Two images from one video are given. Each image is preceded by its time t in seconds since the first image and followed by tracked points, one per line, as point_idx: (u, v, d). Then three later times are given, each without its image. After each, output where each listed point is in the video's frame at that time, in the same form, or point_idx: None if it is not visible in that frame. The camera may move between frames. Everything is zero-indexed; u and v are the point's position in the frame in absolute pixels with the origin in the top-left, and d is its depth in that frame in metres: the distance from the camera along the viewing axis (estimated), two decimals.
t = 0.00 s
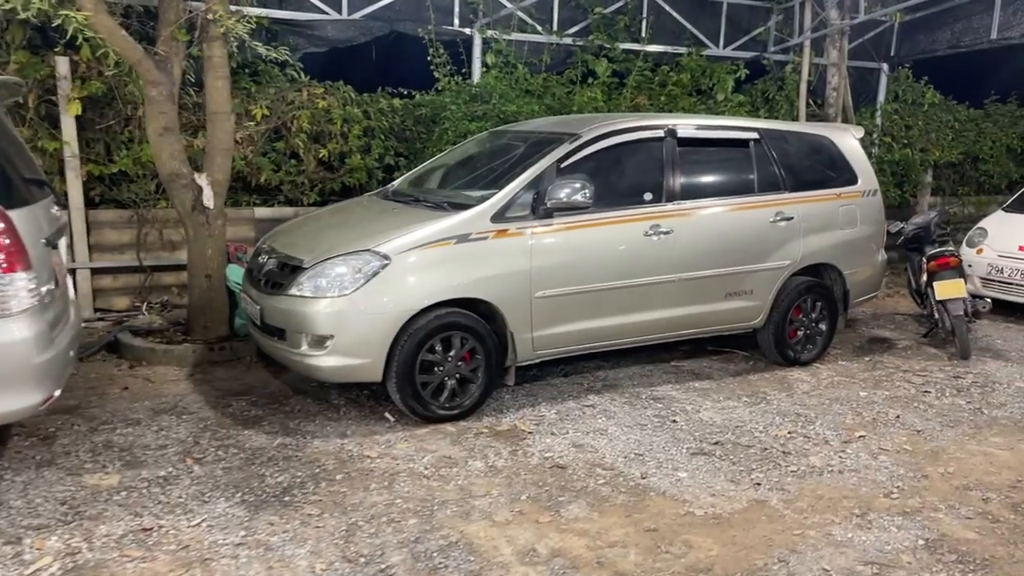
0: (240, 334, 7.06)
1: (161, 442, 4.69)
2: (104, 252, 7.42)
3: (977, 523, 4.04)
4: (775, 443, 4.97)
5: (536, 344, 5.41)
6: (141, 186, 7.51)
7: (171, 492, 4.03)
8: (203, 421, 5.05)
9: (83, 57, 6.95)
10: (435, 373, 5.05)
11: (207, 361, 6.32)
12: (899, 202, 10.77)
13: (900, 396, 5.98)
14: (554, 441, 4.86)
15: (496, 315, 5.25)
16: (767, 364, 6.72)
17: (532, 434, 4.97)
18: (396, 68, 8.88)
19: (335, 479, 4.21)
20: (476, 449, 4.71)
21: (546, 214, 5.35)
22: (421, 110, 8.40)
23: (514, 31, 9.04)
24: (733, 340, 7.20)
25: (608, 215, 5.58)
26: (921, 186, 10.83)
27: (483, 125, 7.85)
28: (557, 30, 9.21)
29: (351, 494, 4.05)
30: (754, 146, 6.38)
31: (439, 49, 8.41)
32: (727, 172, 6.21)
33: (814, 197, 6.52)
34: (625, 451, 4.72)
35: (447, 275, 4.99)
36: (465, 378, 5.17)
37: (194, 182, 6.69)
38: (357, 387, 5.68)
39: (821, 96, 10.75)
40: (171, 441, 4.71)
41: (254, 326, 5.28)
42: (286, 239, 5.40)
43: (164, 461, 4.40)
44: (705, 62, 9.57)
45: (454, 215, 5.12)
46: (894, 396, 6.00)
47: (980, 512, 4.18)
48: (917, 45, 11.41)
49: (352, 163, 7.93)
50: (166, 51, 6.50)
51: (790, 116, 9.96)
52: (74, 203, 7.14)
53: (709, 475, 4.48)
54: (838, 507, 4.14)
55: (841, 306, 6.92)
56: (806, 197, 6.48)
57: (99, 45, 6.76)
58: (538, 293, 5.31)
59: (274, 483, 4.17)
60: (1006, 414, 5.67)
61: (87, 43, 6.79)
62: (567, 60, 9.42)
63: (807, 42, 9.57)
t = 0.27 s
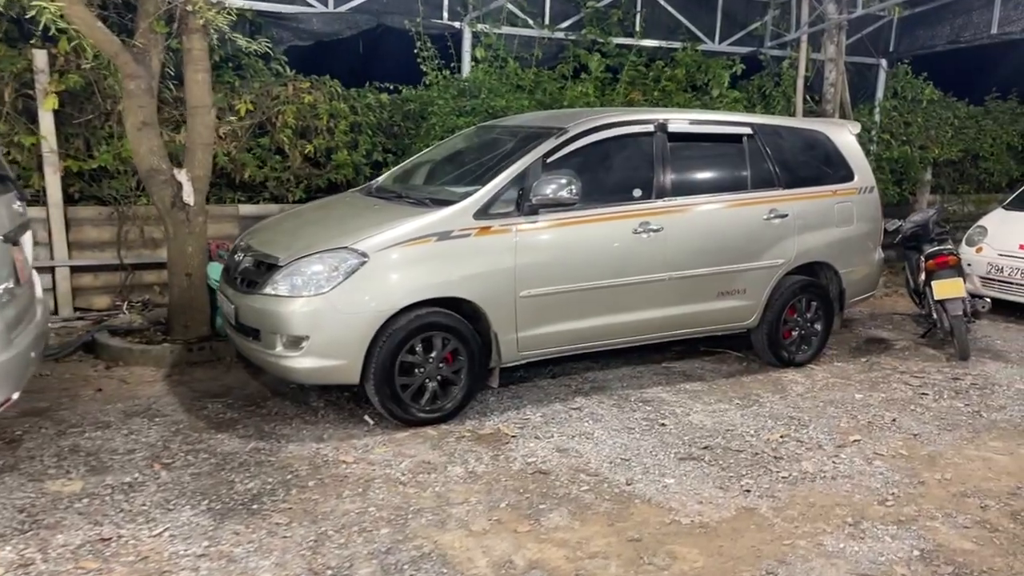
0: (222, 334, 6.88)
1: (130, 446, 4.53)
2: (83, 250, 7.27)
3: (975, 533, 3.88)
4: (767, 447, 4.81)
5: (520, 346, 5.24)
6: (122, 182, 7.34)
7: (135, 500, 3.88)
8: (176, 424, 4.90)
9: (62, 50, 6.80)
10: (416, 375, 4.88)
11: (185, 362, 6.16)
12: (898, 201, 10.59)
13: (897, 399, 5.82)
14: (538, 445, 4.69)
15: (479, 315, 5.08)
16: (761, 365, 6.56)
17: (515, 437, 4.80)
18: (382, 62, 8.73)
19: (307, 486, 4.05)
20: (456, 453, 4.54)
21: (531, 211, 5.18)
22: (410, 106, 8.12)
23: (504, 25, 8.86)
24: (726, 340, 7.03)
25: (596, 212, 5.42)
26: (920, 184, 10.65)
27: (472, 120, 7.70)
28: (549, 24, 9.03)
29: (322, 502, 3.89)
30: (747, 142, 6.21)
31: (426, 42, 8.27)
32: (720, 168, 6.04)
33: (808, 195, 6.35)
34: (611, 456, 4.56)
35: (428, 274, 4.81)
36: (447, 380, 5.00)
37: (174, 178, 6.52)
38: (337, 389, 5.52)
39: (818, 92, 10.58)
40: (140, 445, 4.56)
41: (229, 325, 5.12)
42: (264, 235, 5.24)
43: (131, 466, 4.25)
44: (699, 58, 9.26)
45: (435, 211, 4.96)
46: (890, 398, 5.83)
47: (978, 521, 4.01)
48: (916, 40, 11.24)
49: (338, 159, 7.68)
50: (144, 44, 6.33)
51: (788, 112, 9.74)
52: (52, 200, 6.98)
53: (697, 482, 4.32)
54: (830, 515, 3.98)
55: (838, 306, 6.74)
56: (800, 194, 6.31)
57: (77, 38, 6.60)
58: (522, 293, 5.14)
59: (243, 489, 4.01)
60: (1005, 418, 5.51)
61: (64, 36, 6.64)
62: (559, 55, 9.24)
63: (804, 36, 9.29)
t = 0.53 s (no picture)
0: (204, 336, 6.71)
1: (99, 454, 4.36)
2: (63, 249, 7.09)
3: (978, 549, 3.70)
4: (762, 456, 4.62)
5: (508, 350, 5.05)
6: (103, 180, 7.16)
7: (98, 513, 3.71)
8: (149, 430, 4.72)
9: (40, 45, 6.63)
10: (398, 380, 4.70)
11: (163, 365, 5.98)
12: (899, 200, 10.40)
13: (897, 405, 5.63)
14: (524, 453, 4.50)
15: (464, 318, 4.90)
16: (758, 369, 6.37)
17: (501, 445, 4.61)
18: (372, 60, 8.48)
19: (279, 498, 3.88)
20: (438, 461, 4.36)
21: (518, 209, 5.00)
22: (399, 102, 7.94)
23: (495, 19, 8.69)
24: (722, 343, 6.85)
25: (586, 211, 5.23)
26: (921, 183, 10.48)
27: (461, 117, 7.54)
28: (543, 19, 8.82)
29: (294, 515, 3.72)
30: (743, 139, 6.02)
31: (415, 37, 8.08)
32: (715, 166, 5.85)
33: (807, 193, 6.16)
34: (599, 465, 4.38)
35: (411, 275, 4.63)
36: (431, 385, 4.81)
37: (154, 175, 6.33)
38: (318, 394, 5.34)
39: (818, 89, 10.40)
40: (109, 453, 4.39)
41: (206, 328, 4.94)
42: (243, 235, 5.06)
43: (97, 476, 4.09)
44: (695, 55, 9.05)
45: (418, 210, 4.77)
46: (890, 404, 5.65)
47: (982, 536, 3.83)
48: (917, 37, 11.06)
49: (327, 156, 7.45)
50: (123, 37, 6.13)
51: (787, 110, 9.50)
52: (30, 198, 6.81)
53: (688, 493, 4.13)
54: (827, 529, 3.80)
55: (836, 309, 6.56)
56: (799, 193, 6.13)
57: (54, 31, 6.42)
58: (509, 295, 4.95)
59: (213, 501, 3.84)
60: (1009, 425, 5.32)
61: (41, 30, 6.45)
62: (552, 51, 9.06)
63: (803, 32, 9.01)
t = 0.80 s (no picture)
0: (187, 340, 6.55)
1: (68, 465, 4.21)
2: (45, 251, 6.93)
3: (981, 567, 3.54)
4: (757, 467, 4.47)
5: (494, 356, 4.90)
6: (85, 180, 6.98)
7: (61, 530, 3.57)
8: (123, 440, 4.57)
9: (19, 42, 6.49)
10: (380, 389, 4.55)
11: (143, 370, 5.83)
12: (899, 201, 10.24)
13: (896, 412, 5.47)
14: (510, 464, 4.34)
15: (450, 323, 4.75)
16: (754, 374, 6.21)
17: (487, 455, 4.44)
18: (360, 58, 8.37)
19: (252, 513, 3.73)
20: (420, 473, 4.20)
21: (505, 211, 4.84)
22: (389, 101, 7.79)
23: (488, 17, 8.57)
24: (718, 348, 6.70)
25: (576, 213, 5.08)
26: (921, 183, 10.32)
27: (451, 116, 7.40)
28: (537, 17, 8.68)
29: (266, 532, 3.57)
30: (739, 138, 5.87)
31: (403, 35, 7.92)
32: (710, 166, 5.70)
33: (804, 194, 6.01)
34: (587, 477, 4.22)
35: (393, 279, 4.48)
36: (414, 394, 4.66)
37: (135, 175, 6.15)
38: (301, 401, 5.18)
39: (816, 88, 10.23)
40: (79, 464, 4.24)
41: (183, 333, 4.79)
42: (222, 237, 4.91)
43: (65, 489, 3.94)
44: (692, 52, 8.88)
45: (402, 212, 4.61)
46: (890, 411, 5.49)
47: (985, 553, 3.67)
48: (917, 35, 10.88)
49: (315, 156, 7.29)
50: (103, 34, 5.97)
51: (785, 109, 9.32)
52: (10, 199, 6.66)
53: (679, 507, 3.98)
54: (823, 546, 3.65)
55: (834, 312, 6.40)
56: (796, 194, 5.97)
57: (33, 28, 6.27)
58: (496, 300, 4.80)
59: (183, 516, 3.69)
60: (1012, 433, 5.17)
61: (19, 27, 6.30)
62: (546, 49, 8.89)
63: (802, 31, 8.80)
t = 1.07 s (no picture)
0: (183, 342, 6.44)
1: (51, 472, 4.11)
2: (41, 251, 6.84)
3: None
4: (761, 478, 4.31)
5: (490, 361, 4.76)
6: (82, 180, 6.90)
7: (37, 540, 3.47)
8: (109, 445, 4.47)
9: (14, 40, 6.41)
10: (372, 394, 4.43)
11: (136, 373, 5.73)
12: (912, 202, 10.03)
13: (907, 421, 5.31)
14: (504, 473, 4.21)
15: (444, 327, 4.62)
16: (761, 380, 6.05)
17: (482, 464, 4.31)
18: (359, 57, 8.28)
19: (235, 524, 3.62)
20: (411, 482, 4.07)
21: (502, 212, 4.71)
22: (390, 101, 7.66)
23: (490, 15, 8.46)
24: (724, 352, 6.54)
25: (576, 214, 4.94)
26: (935, 184, 10.11)
27: (451, 115, 7.28)
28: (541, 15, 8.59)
29: (248, 545, 3.45)
30: (745, 137, 5.71)
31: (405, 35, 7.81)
32: (715, 166, 5.55)
33: (812, 195, 5.84)
34: (584, 487, 4.08)
35: (385, 282, 4.35)
36: (407, 399, 4.53)
37: (130, 175, 6.05)
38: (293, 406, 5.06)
39: (825, 87, 10.04)
40: (63, 470, 4.14)
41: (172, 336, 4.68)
42: (212, 238, 4.80)
43: (45, 497, 3.84)
44: (699, 50, 8.73)
45: (395, 213, 4.49)
46: (900, 419, 5.32)
47: (998, 571, 3.51)
48: (931, 33, 10.67)
49: (315, 156, 7.16)
50: (98, 32, 5.88)
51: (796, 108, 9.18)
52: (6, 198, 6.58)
53: (678, 520, 3.83)
54: (827, 563, 3.50)
55: (843, 317, 6.23)
56: (804, 195, 5.81)
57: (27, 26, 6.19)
58: (491, 303, 4.66)
59: (164, 527, 3.58)
60: None
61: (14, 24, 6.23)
62: (551, 47, 8.74)
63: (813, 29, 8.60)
